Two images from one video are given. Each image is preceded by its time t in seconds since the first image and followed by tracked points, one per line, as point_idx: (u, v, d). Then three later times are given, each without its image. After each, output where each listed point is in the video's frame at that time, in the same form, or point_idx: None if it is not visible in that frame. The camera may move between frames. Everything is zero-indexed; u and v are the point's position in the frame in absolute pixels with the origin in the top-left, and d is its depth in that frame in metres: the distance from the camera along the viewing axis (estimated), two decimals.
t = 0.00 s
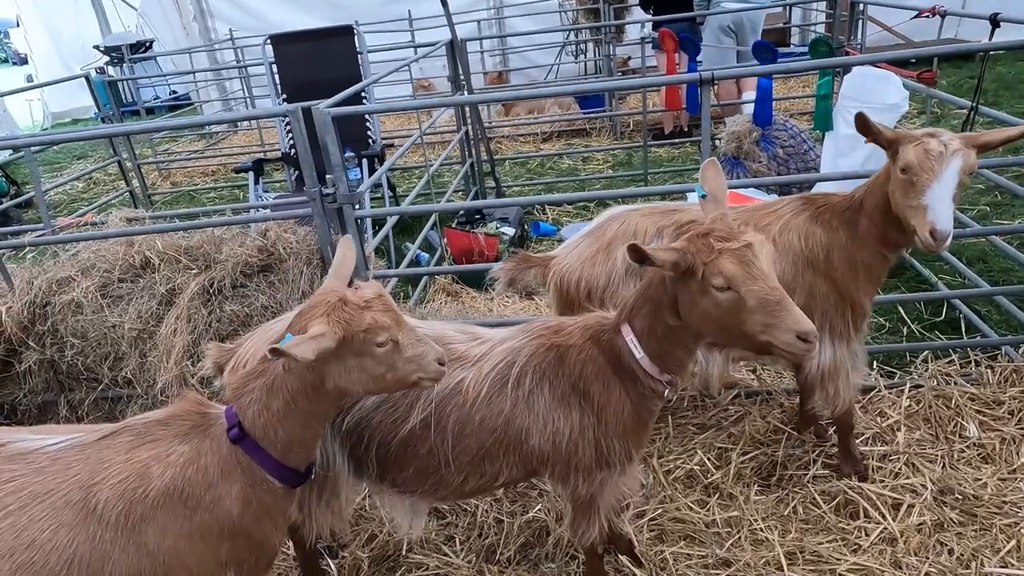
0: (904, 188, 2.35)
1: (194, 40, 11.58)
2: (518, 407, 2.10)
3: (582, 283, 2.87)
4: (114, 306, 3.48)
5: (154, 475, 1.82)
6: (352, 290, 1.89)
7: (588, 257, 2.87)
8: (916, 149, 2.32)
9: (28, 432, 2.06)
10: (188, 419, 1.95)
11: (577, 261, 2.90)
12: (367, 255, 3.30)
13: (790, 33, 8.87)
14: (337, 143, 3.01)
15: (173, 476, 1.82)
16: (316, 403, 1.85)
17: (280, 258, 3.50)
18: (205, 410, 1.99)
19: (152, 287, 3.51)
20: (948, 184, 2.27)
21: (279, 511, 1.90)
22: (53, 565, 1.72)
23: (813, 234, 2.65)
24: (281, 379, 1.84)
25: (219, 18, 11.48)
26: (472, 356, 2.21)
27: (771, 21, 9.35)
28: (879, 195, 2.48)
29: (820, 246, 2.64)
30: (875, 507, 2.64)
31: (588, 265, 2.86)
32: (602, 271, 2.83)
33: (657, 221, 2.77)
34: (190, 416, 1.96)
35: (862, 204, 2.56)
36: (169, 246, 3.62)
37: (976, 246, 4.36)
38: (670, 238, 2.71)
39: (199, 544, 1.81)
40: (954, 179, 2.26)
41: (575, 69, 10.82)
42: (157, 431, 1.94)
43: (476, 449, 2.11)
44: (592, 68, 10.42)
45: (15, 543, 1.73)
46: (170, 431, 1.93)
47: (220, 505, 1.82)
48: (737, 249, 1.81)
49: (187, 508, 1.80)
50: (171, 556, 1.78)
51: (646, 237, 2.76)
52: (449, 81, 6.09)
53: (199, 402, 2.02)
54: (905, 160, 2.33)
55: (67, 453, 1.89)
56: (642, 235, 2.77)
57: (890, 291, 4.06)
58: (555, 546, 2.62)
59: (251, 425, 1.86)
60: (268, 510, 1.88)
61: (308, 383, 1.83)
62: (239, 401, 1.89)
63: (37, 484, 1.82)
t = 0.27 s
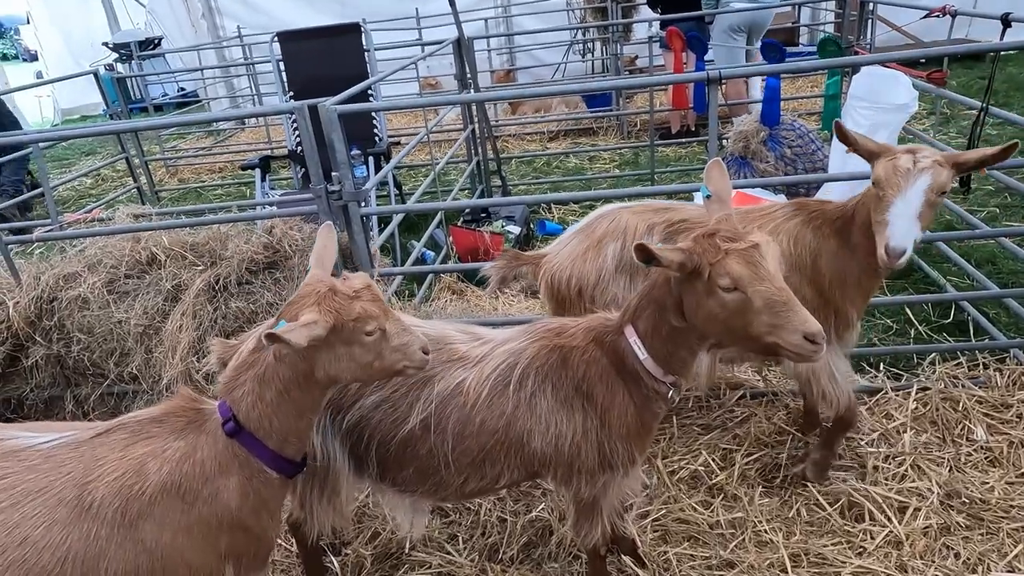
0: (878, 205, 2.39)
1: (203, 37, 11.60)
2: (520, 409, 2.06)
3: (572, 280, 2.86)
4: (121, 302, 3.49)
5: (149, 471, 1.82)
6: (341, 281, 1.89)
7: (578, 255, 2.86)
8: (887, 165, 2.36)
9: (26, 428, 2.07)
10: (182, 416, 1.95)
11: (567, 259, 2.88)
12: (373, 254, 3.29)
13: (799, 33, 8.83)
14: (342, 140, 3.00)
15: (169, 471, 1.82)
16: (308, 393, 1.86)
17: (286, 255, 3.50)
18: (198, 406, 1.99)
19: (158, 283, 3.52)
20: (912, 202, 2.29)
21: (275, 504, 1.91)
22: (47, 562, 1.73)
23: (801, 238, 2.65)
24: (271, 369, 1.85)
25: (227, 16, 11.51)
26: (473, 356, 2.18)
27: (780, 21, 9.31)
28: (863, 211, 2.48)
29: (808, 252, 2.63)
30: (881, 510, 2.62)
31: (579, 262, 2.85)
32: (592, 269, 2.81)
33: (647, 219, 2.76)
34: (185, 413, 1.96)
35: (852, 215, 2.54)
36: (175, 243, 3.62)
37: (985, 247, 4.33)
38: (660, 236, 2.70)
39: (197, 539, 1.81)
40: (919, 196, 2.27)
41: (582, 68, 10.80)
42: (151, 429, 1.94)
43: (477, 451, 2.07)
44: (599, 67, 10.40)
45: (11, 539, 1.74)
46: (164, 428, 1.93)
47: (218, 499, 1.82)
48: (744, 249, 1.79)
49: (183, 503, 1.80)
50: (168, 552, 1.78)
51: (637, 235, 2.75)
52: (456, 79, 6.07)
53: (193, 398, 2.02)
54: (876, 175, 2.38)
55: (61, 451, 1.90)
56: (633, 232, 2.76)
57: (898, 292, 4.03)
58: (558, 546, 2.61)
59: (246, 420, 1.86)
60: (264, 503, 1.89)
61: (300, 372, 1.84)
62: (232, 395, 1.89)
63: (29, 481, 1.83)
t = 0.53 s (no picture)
0: (846, 241, 2.36)
1: (208, 35, 11.63)
2: (522, 411, 2.05)
3: (549, 282, 2.84)
4: (125, 299, 3.50)
5: (142, 467, 1.83)
6: (329, 279, 1.89)
7: (558, 257, 2.83)
8: (854, 200, 2.35)
9: (22, 422, 2.08)
10: (174, 412, 1.96)
11: (547, 262, 2.86)
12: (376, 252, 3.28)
13: (804, 32, 8.82)
14: (347, 137, 2.99)
15: (162, 467, 1.83)
16: (298, 388, 1.85)
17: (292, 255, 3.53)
18: (191, 402, 2.00)
19: (162, 281, 3.52)
20: (882, 239, 2.25)
21: (267, 501, 1.90)
22: (39, 556, 1.74)
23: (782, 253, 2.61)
24: (260, 366, 1.84)
25: (232, 14, 11.53)
26: (475, 358, 2.16)
27: (785, 20, 9.28)
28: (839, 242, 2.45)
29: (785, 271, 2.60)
30: (885, 512, 2.61)
31: (558, 264, 2.82)
32: (570, 271, 2.79)
33: (629, 220, 2.75)
34: (176, 410, 1.97)
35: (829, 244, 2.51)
36: (179, 240, 3.63)
37: (991, 249, 4.31)
38: (640, 239, 2.68)
39: (190, 533, 1.81)
40: (887, 234, 2.25)
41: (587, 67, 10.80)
42: (144, 426, 1.94)
43: (478, 453, 2.06)
44: (603, 66, 10.39)
45: (3, 533, 1.75)
46: (157, 426, 1.93)
47: (210, 494, 1.82)
48: (748, 252, 1.79)
49: (176, 498, 1.80)
50: (160, 547, 1.79)
51: (616, 237, 2.73)
52: (461, 78, 6.07)
53: (184, 396, 2.02)
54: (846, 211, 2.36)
55: (55, 447, 1.90)
56: (613, 233, 2.75)
57: (903, 294, 4.02)
58: (560, 547, 2.60)
59: (237, 416, 1.87)
60: (257, 500, 1.88)
61: (287, 368, 1.83)
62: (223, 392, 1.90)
63: (21, 475, 1.84)
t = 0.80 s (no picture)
0: (845, 280, 2.23)
1: (209, 32, 11.61)
2: (517, 412, 2.03)
3: (515, 275, 2.82)
4: (122, 296, 3.48)
5: (124, 455, 1.88)
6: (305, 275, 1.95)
7: (525, 251, 2.81)
8: (855, 234, 2.21)
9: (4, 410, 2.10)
10: (158, 401, 2.02)
11: (516, 256, 2.84)
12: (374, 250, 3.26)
13: (807, 31, 8.79)
14: (345, 134, 2.98)
15: (144, 455, 1.88)
16: (273, 380, 1.91)
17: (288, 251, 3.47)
18: (173, 391, 2.06)
19: (160, 278, 3.50)
20: (892, 278, 2.12)
21: (248, 489, 1.95)
22: (24, 541, 1.79)
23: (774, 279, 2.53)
24: (237, 358, 1.90)
25: (233, 11, 11.52)
26: (471, 358, 2.14)
27: (788, 19, 9.25)
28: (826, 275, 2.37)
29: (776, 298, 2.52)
30: (885, 513, 2.59)
31: (524, 258, 2.80)
32: (533, 266, 2.77)
33: (596, 217, 2.71)
34: (159, 400, 2.03)
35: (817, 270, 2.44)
36: (177, 237, 3.61)
37: (993, 249, 4.29)
38: (604, 238, 2.65)
39: (172, 520, 1.86)
40: (896, 272, 2.11)
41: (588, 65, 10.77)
42: (128, 415, 2.00)
43: (473, 454, 2.04)
44: (605, 65, 10.37)
45: None
46: (140, 415, 1.99)
47: (191, 482, 1.86)
48: (746, 252, 1.77)
49: (158, 485, 1.85)
50: (141, 533, 1.83)
51: (580, 234, 2.70)
52: (461, 76, 6.05)
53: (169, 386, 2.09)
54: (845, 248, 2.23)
55: (41, 435, 1.96)
56: (582, 229, 2.71)
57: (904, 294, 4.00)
58: (557, 548, 2.58)
59: (217, 406, 1.91)
60: (237, 488, 1.93)
61: (263, 361, 1.89)
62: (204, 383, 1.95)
63: (6, 463, 1.89)
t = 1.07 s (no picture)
0: (844, 284, 2.18)
1: (206, 29, 11.58)
2: (503, 410, 2.02)
3: (492, 271, 2.81)
4: (113, 293, 3.46)
5: (94, 438, 1.92)
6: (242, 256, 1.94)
7: (502, 249, 2.80)
8: (857, 237, 2.15)
9: None
10: (122, 381, 2.05)
11: (494, 254, 2.83)
12: (366, 247, 3.24)
13: (804, 30, 8.78)
14: (336, 131, 2.96)
15: (111, 434, 1.92)
16: (224, 359, 1.91)
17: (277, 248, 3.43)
18: (135, 372, 2.09)
19: (151, 274, 3.48)
20: (895, 281, 2.06)
21: (216, 463, 1.99)
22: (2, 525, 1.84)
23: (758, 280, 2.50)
24: (187, 337, 1.92)
25: (230, 8, 11.49)
26: (457, 356, 2.14)
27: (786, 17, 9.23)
28: (817, 279, 2.32)
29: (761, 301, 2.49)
30: (875, 512, 2.59)
31: (501, 256, 2.79)
32: (508, 264, 2.75)
33: (572, 216, 2.69)
34: (123, 380, 2.06)
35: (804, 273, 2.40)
36: (167, 233, 3.59)
37: (987, 248, 4.29)
38: (580, 237, 2.63)
39: (144, 495, 1.90)
40: (899, 277, 2.06)
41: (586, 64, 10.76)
42: (94, 397, 2.04)
43: (458, 451, 2.03)
44: (603, 63, 10.35)
45: None
46: (103, 394, 2.03)
47: (159, 459, 1.91)
48: (738, 258, 1.76)
49: (128, 463, 1.90)
50: (115, 509, 1.89)
51: (555, 234, 2.68)
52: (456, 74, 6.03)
53: (131, 366, 2.12)
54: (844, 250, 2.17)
55: (5, 421, 2.00)
56: (558, 228, 2.69)
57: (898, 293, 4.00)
58: (546, 547, 2.57)
59: (177, 385, 1.94)
60: (205, 462, 1.97)
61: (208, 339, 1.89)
62: (162, 364, 1.98)
63: None
